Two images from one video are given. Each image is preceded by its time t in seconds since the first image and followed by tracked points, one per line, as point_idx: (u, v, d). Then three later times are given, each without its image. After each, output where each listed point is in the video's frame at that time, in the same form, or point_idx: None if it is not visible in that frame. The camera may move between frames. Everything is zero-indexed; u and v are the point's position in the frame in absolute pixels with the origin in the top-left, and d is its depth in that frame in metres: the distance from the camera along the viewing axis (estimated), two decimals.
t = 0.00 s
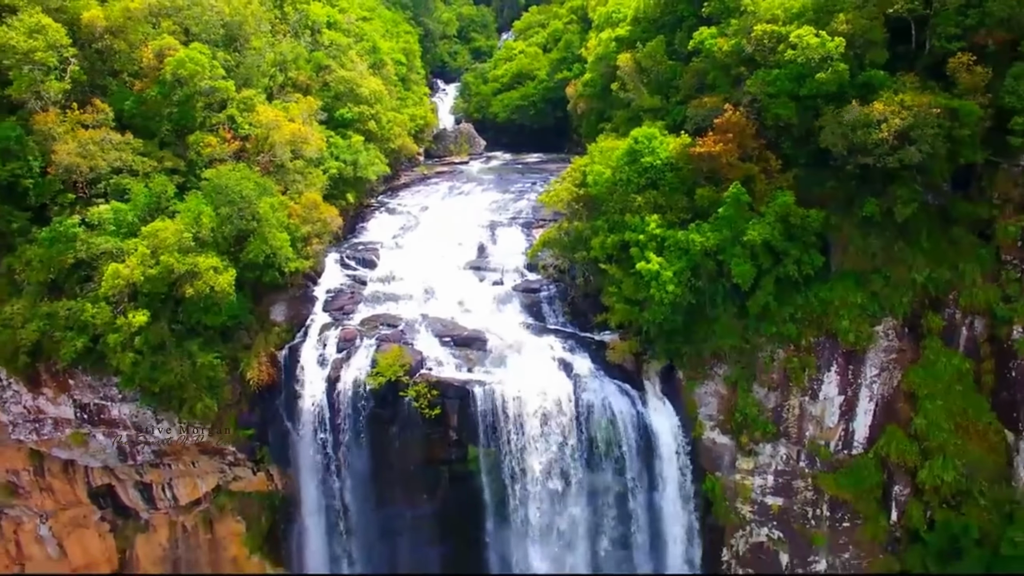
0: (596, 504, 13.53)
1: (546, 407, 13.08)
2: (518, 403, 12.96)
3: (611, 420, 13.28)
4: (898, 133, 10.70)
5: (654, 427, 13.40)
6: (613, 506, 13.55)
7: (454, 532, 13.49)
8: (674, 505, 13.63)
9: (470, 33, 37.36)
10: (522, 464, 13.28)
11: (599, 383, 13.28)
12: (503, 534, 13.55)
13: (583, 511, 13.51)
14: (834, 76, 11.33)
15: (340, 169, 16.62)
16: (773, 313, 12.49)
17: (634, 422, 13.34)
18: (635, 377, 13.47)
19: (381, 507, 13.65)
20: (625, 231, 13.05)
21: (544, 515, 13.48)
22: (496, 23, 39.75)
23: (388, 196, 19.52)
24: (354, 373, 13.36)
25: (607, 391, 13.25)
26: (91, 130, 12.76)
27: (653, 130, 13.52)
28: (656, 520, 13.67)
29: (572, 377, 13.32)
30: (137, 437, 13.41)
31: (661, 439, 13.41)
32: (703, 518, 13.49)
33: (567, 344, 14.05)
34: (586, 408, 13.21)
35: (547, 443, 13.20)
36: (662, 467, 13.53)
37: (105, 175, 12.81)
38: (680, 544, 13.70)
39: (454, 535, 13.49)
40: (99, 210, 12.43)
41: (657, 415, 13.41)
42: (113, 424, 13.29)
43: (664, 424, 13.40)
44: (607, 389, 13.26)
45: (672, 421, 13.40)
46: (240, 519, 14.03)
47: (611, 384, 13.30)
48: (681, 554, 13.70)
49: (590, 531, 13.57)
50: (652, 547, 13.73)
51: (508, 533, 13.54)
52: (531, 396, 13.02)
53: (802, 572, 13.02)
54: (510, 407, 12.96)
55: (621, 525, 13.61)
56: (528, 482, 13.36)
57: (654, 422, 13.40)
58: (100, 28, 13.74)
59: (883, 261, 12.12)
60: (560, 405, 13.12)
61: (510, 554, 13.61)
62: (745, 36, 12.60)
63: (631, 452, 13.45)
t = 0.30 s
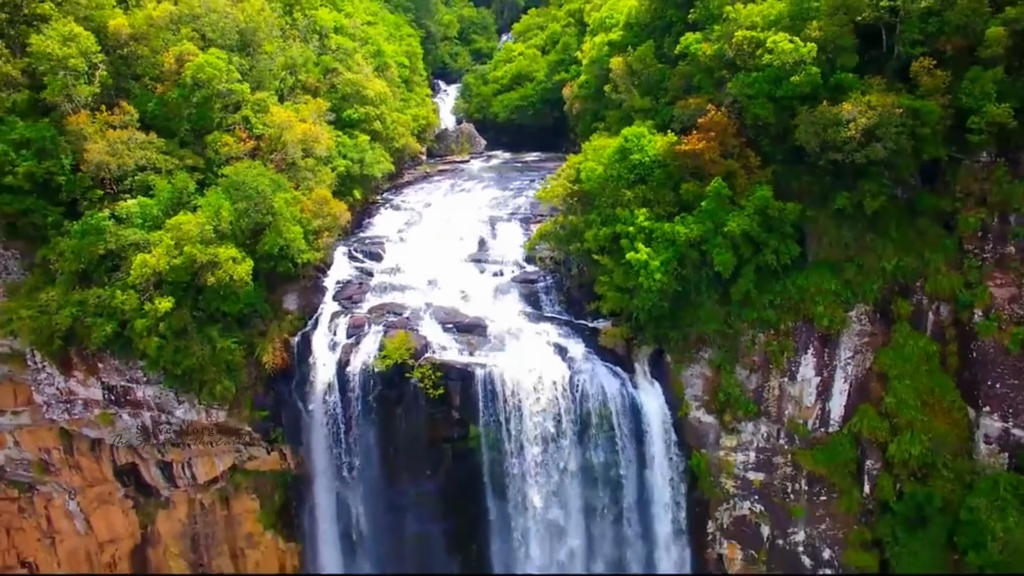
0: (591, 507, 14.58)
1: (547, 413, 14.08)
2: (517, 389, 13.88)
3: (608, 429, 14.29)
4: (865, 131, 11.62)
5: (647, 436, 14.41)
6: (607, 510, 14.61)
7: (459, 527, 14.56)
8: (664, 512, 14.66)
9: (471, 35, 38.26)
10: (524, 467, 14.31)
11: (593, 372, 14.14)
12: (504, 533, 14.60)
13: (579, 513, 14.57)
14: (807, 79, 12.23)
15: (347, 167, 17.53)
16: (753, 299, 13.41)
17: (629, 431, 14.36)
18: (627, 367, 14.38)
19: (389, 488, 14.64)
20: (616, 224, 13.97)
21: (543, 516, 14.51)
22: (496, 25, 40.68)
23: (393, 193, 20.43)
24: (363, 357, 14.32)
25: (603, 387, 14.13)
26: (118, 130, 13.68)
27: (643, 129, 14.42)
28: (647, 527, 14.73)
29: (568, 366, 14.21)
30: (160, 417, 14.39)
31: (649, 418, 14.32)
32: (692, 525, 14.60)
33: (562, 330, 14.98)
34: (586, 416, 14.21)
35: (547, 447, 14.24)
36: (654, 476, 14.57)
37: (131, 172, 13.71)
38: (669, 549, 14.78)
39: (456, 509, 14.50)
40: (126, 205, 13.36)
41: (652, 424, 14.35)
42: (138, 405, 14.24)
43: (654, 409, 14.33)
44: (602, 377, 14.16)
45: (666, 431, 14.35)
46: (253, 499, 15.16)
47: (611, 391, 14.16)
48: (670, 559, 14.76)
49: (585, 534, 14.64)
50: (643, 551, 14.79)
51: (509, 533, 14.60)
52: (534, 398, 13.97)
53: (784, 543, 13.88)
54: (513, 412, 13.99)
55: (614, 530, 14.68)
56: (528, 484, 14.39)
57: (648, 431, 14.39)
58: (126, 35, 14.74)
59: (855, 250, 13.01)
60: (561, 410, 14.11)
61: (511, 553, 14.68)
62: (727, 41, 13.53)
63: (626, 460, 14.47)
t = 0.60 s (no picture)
0: (587, 500, 15.61)
1: (547, 408, 15.12)
2: (518, 378, 14.88)
3: (603, 426, 15.35)
4: (836, 131, 12.56)
5: (640, 433, 15.46)
6: (601, 504, 15.66)
7: (462, 514, 15.63)
8: (654, 507, 15.71)
9: (472, 37, 39.20)
10: (523, 477, 15.46)
11: (589, 358, 15.13)
12: (505, 522, 15.67)
13: (574, 505, 15.63)
14: (784, 83, 13.19)
15: (354, 165, 18.45)
16: (736, 289, 14.35)
17: (623, 428, 15.42)
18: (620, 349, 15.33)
19: (394, 464, 15.56)
20: (608, 219, 14.91)
21: (541, 503, 15.57)
22: (496, 27, 41.72)
23: (397, 191, 21.36)
24: (370, 343, 15.24)
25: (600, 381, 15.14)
26: (143, 131, 14.60)
27: (633, 129, 15.34)
28: (638, 521, 15.78)
29: (565, 349, 15.16)
30: (180, 401, 15.30)
31: (639, 400, 15.30)
32: (681, 520, 15.65)
33: (558, 318, 15.90)
34: (583, 412, 15.24)
35: (546, 442, 15.29)
36: (645, 472, 15.62)
37: (154, 170, 14.68)
38: (658, 543, 15.83)
39: (459, 483, 15.45)
40: (150, 201, 14.33)
41: (644, 422, 15.40)
42: (160, 388, 15.16)
43: (647, 386, 15.28)
44: (598, 362, 15.14)
45: (658, 428, 15.40)
46: (266, 480, 16.23)
47: (607, 387, 15.18)
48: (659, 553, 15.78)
49: (580, 525, 15.70)
50: (634, 544, 15.83)
51: (509, 523, 15.68)
52: (534, 392, 15.00)
53: (764, 517, 14.82)
54: (515, 406, 15.02)
55: (607, 523, 15.72)
56: (527, 475, 15.45)
57: (640, 429, 15.44)
58: (148, 42, 15.65)
59: (831, 242, 13.92)
60: (559, 406, 15.15)
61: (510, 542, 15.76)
62: (710, 48, 14.52)
63: (620, 455, 15.53)
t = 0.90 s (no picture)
0: (583, 485, 16.69)
1: (546, 397, 16.19)
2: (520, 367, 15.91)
3: (598, 414, 16.42)
4: (808, 131, 13.60)
5: (633, 421, 16.54)
6: (595, 489, 16.73)
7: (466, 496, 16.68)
8: (645, 492, 16.81)
9: (473, 40, 40.40)
10: (525, 504, 16.69)
11: (587, 349, 16.11)
12: (506, 518, 16.77)
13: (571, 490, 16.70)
14: (761, 86, 14.22)
15: (361, 164, 19.50)
16: (719, 278, 15.38)
17: (617, 416, 16.49)
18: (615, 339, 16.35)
19: (400, 445, 16.60)
20: (600, 214, 15.96)
21: (541, 529, 16.76)
22: (496, 29, 42.94)
23: (401, 189, 22.41)
24: (378, 330, 16.28)
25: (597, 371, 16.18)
26: (166, 132, 15.62)
27: (624, 129, 16.38)
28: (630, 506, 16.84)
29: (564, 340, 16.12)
30: (200, 384, 16.27)
31: (629, 382, 16.29)
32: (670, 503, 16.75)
33: (553, 307, 16.95)
34: (580, 401, 16.30)
35: (546, 429, 16.31)
36: (637, 459, 16.69)
37: (176, 168, 15.70)
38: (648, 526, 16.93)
39: (462, 462, 16.51)
40: (173, 197, 15.39)
41: (636, 411, 16.47)
42: (182, 372, 16.15)
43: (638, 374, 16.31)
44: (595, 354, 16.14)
45: (649, 416, 16.50)
46: (278, 460, 17.27)
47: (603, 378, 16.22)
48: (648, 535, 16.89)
49: (576, 509, 16.77)
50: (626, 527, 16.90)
51: (512, 548, 16.86)
52: (535, 380, 16.05)
53: (746, 493, 15.91)
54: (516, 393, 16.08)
55: (601, 507, 16.79)
56: (528, 503, 16.68)
57: (633, 417, 16.51)
58: (169, 48, 16.63)
59: (807, 234, 14.96)
60: (558, 395, 16.22)
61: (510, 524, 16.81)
62: (695, 53, 15.54)
63: (614, 442, 16.61)
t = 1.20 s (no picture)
0: (578, 486, 17.96)
1: (547, 400, 17.44)
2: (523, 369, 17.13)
3: (593, 416, 17.65)
4: (783, 132, 14.73)
5: (626, 425, 17.77)
6: (591, 488, 18.00)
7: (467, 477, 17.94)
8: (635, 493, 18.03)
9: (474, 42, 41.76)
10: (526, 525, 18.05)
11: (587, 355, 17.28)
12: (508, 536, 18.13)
13: (568, 490, 17.99)
14: (740, 91, 15.36)
15: (368, 163, 20.65)
16: (703, 269, 16.51)
17: (611, 419, 17.72)
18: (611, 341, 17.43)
19: (405, 425, 17.78)
20: (592, 209, 17.09)
21: (541, 548, 18.08)
22: (496, 32, 44.35)
23: (405, 187, 23.56)
24: (385, 318, 17.41)
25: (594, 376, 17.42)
26: (188, 134, 16.87)
27: (614, 131, 17.53)
28: (623, 506, 18.08)
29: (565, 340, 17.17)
30: (219, 369, 17.36)
31: (619, 366, 17.40)
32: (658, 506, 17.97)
33: (549, 297, 18.06)
34: (578, 405, 17.55)
35: (544, 429, 17.57)
36: (630, 461, 17.92)
37: (198, 167, 16.92)
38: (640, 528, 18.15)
39: (464, 443, 17.70)
40: (195, 194, 16.55)
41: (631, 414, 17.70)
42: (202, 357, 17.24)
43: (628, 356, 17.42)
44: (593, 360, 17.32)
45: (641, 419, 17.70)
46: (291, 442, 18.52)
47: (600, 384, 17.49)
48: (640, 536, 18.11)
49: (572, 507, 18.02)
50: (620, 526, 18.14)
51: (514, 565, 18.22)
52: (536, 383, 17.28)
53: (729, 469, 17.04)
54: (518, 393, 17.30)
55: (595, 507, 18.06)
56: (529, 524, 18.05)
57: (627, 421, 17.75)
58: (190, 56, 17.90)
59: (785, 228, 16.08)
60: (556, 399, 17.49)
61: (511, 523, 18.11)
62: (680, 59, 16.68)
63: (608, 444, 17.84)
